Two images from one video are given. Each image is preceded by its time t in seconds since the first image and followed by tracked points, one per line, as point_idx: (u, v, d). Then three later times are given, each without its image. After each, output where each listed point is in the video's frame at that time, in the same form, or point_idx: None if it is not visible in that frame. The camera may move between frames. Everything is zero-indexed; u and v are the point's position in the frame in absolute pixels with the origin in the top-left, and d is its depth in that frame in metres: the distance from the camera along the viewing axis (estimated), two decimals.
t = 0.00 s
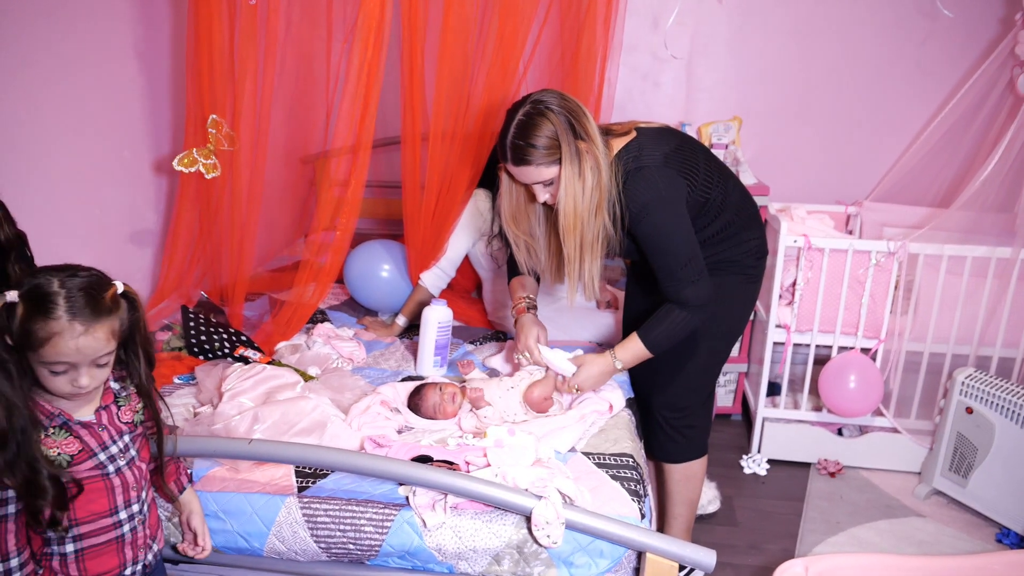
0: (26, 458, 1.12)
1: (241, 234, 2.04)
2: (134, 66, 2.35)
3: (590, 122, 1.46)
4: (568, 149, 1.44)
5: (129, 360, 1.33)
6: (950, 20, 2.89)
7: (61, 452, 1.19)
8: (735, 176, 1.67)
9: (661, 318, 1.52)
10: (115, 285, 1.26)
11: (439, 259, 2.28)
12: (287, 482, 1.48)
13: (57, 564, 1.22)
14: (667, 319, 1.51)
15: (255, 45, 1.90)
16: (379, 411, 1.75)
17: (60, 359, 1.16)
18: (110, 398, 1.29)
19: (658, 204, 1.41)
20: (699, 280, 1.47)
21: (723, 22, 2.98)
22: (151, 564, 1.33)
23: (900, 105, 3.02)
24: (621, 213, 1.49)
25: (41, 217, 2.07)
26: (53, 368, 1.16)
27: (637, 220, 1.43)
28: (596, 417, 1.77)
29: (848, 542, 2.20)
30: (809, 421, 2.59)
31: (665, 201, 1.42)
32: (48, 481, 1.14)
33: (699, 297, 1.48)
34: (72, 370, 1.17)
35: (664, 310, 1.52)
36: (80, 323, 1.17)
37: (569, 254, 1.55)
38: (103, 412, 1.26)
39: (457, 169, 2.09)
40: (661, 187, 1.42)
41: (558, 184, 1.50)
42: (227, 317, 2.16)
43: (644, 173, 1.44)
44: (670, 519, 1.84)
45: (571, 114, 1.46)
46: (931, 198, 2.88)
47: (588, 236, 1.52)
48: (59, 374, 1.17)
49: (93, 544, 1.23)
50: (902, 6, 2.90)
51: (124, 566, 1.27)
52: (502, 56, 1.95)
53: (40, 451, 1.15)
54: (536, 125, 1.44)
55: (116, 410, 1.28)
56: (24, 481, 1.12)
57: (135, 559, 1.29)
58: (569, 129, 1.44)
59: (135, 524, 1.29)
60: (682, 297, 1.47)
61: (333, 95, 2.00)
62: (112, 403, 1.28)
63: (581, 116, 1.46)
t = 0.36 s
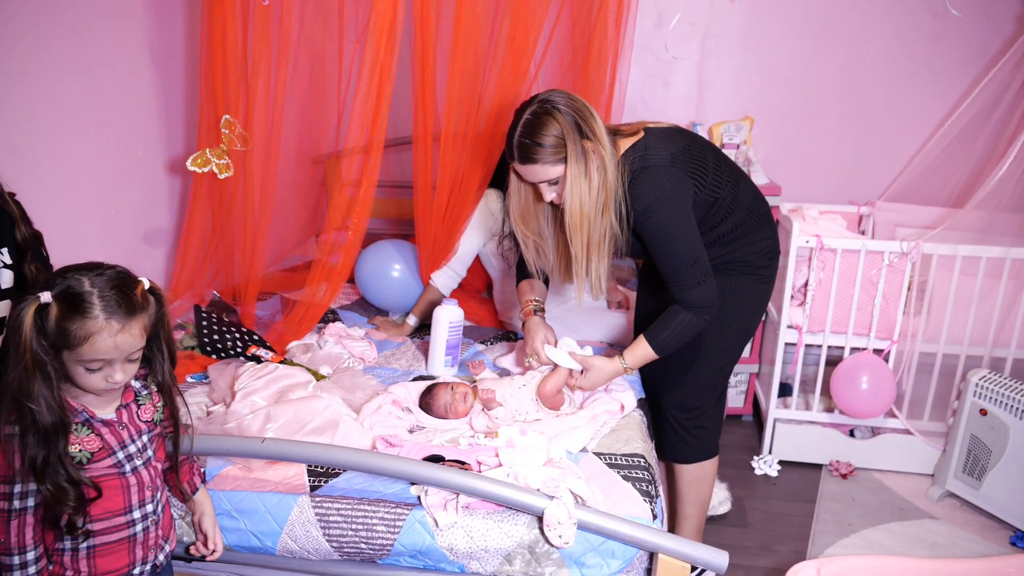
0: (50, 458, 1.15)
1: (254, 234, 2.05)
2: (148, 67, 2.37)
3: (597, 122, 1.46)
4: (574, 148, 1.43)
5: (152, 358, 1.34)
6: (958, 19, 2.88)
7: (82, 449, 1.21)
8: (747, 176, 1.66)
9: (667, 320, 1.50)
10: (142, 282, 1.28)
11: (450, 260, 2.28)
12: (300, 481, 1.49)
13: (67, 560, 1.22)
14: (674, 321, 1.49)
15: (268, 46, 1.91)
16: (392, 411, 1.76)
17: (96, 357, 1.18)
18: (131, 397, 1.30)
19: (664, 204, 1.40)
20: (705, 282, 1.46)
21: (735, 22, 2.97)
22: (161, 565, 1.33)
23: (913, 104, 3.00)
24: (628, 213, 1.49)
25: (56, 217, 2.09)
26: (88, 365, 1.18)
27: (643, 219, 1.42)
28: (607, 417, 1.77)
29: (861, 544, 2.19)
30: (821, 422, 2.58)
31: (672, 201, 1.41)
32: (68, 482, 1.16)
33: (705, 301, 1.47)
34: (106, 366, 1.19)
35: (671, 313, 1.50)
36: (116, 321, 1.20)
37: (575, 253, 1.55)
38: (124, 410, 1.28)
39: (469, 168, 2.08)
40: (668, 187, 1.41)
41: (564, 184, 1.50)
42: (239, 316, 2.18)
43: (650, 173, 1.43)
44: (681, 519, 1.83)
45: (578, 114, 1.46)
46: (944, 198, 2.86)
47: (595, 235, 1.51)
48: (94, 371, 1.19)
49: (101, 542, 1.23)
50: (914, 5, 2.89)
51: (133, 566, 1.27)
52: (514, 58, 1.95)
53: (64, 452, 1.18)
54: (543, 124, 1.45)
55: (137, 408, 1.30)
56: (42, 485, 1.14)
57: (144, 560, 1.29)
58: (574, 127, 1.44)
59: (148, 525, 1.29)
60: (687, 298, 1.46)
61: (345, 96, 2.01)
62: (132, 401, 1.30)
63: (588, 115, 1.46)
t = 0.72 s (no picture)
0: (60, 463, 1.16)
1: (261, 234, 2.05)
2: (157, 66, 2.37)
3: (598, 124, 1.46)
4: (573, 148, 1.43)
5: (159, 356, 1.34)
6: (968, 19, 2.86)
7: (91, 448, 1.21)
8: (753, 176, 1.66)
9: (670, 323, 1.46)
10: (149, 282, 1.28)
11: (457, 260, 2.29)
12: (307, 481, 1.49)
13: (73, 558, 1.23)
14: (679, 325, 1.45)
15: (276, 45, 1.90)
16: (398, 411, 1.76)
17: (106, 359, 1.18)
18: (140, 395, 1.31)
19: (666, 203, 1.39)
20: (707, 285, 1.44)
21: (743, 22, 2.96)
22: (168, 566, 1.33)
23: (922, 105, 2.99)
24: (629, 213, 1.48)
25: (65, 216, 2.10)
26: (99, 367, 1.19)
27: (645, 221, 1.41)
28: (615, 419, 1.75)
29: (868, 546, 2.18)
30: (829, 424, 2.56)
31: (675, 202, 1.39)
32: (78, 488, 1.17)
33: (709, 303, 1.44)
34: (117, 367, 1.20)
35: (672, 315, 1.46)
36: (125, 324, 1.20)
37: (574, 253, 1.55)
38: (133, 409, 1.28)
39: (476, 168, 2.09)
40: (670, 188, 1.40)
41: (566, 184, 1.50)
42: (246, 316, 2.18)
43: (653, 173, 1.41)
44: (688, 519, 1.83)
45: (579, 116, 1.45)
46: (954, 199, 2.85)
47: (595, 235, 1.51)
48: (105, 372, 1.19)
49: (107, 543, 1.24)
50: (924, 4, 2.87)
51: (139, 566, 1.28)
52: (521, 58, 1.95)
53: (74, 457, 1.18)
54: (544, 124, 1.45)
55: (146, 408, 1.30)
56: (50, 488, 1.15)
57: (150, 560, 1.29)
58: (575, 127, 1.44)
59: (155, 524, 1.29)
60: (688, 302, 1.44)
61: (353, 98, 2.02)
62: (141, 401, 1.30)
63: (589, 118, 1.46)
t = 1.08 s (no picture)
0: (42, 484, 1.16)
1: (258, 233, 2.04)
2: (153, 67, 2.37)
3: (591, 127, 1.45)
4: (563, 149, 1.42)
5: (156, 360, 1.35)
6: (961, 18, 2.87)
7: (85, 454, 1.21)
8: (751, 177, 1.65)
9: (660, 334, 1.44)
10: (138, 290, 1.27)
11: (455, 259, 2.28)
12: (304, 482, 1.48)
13: (63, 565, 1.22)
14: (669, 335, 1.43)
15: (272, 45, 1.90)
16: (395, 411, 1.76)
17: (93, 374, 1.18)
18: (141, 403, 1.32)
19: (659, 205, 1.37)
20: (697, 292, 1.41)
21: (741, 22, 2.96)
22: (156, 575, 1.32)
23: (919, 104, 2.99)
24: (623, 216, 1.46)
25: (62, 217, 2.09)
26: (88, 381, 1.19)
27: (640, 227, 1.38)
28: (612, 418, 1.76)
29: (866, 545, 2.18)
30: (827, 423, 2.56)
31: (671, 206, 1.38)
32: (66, 507, 1.17)
33: (695, 310, 1.41)
34: (107, 381, 1.20)
35: (664, 327, 1.44)
36: (109, 339, 1.19)
37: (564, 253, 1.54)
38: (133, 417, 1.28)
39: (472, 170, 2.10)
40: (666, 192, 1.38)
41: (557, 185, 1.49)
42: (243, 316, 2.17)
43: (649, 176, 1.39)
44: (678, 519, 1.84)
45: (572, 119, 1.45)
46: (951, 198, 2.85)
47: (586, 238, 1.50)
48: (96, 386, 1.20)
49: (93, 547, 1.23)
50: (921, 3, 2.87)
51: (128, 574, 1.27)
52: (519, 56, 1.95)
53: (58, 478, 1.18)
54: (535, 125, 1.44)
55: (146, 416, 1.31)
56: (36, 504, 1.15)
57: (139, 569, 1.28)
58: (564, 129, 1.43)
59: (147, 534, 1.29)
60: (679, 310, 1.41)
61: (349, 97, 2.02)
62: (142, 409, 1.31)
63: (582, 121, 1.45)
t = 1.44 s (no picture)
0: (43, 493, 1.17)
1: (254, 234, 2.04)
2: (149, 67, 2.36)
3: (576, 136, 1.41)
4: (544, 161, 1.39)
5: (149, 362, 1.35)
6: (956, 17, 2.87)
7: (83, 459, 1.22)
8: (751, 183, 1.61)
9: (636, 356, 1.43)
10: (132, 299, 1.27)
11: (452, 259, 2.27)
12: (300, 482, 1.48)
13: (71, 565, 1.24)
14: (645, 356, 1.42)
15: (268, 44, 1.90)
16: (392, 412, 1.75)
17: (87, 386, 1.18)
18: (133, 404, 1.33)
19: (641, 221, 1.34)
20: (678, 311, 1.39)
21: (737, 22, 2.97)
22: (161, 573, 1.32)
23: (915, 104, 2.99)
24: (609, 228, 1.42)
25: (59, 218, 2.08)
26: (81, 391, 1.19)
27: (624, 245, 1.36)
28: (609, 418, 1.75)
29: (862, 545, 2.18)
30: (823, 423, 2.57)
31: (654, 224, 1.35)
32: (66, 515, 1.18)
33: (678, 332, 1.40)
34: (100, 390, 1.20)
35: (638, 349, 1.43)
36: (104, 351, 1.19)
37: (550, 265, 1.50)
38: (126, 418, 1.29)
39: (469, 172, 2.11)
40: (650, 208, 1.35)
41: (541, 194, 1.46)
42: (239, 317, 2.17)
43: (631, 191, 1.36)
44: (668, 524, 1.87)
45: (557, 127, 1.41)
46: (947, 198, 2.85)
47: (571, 249, 1.46)
48: (88, 395, 1.20)
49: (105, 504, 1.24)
50: (916, 3, 2.88)
51: (135, 572, 1.27)
52: (514, 56, 1.96)
53: (58, 485, 1.19)
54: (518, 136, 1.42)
55: (138, 415, 1.32)
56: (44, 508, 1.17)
57: (146, 568, 1.29)
58: (546, 139, 1.40)
59: (153, 533, 1.30)
60: (660, 331, 1.40)
61: (346, 98, 2.01)
62: (134, 409, 1.32)
63: (568, 129, 1.41)
